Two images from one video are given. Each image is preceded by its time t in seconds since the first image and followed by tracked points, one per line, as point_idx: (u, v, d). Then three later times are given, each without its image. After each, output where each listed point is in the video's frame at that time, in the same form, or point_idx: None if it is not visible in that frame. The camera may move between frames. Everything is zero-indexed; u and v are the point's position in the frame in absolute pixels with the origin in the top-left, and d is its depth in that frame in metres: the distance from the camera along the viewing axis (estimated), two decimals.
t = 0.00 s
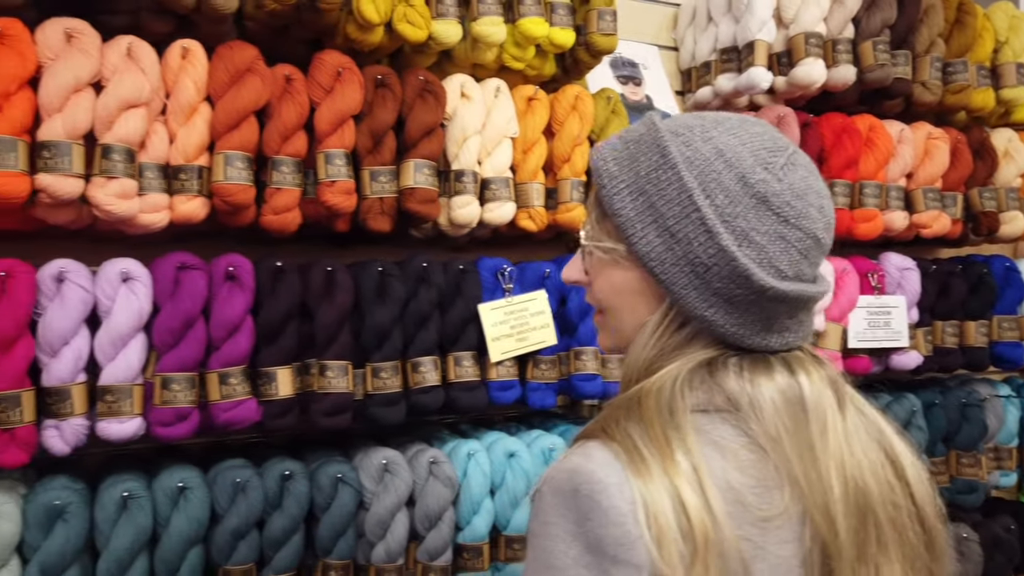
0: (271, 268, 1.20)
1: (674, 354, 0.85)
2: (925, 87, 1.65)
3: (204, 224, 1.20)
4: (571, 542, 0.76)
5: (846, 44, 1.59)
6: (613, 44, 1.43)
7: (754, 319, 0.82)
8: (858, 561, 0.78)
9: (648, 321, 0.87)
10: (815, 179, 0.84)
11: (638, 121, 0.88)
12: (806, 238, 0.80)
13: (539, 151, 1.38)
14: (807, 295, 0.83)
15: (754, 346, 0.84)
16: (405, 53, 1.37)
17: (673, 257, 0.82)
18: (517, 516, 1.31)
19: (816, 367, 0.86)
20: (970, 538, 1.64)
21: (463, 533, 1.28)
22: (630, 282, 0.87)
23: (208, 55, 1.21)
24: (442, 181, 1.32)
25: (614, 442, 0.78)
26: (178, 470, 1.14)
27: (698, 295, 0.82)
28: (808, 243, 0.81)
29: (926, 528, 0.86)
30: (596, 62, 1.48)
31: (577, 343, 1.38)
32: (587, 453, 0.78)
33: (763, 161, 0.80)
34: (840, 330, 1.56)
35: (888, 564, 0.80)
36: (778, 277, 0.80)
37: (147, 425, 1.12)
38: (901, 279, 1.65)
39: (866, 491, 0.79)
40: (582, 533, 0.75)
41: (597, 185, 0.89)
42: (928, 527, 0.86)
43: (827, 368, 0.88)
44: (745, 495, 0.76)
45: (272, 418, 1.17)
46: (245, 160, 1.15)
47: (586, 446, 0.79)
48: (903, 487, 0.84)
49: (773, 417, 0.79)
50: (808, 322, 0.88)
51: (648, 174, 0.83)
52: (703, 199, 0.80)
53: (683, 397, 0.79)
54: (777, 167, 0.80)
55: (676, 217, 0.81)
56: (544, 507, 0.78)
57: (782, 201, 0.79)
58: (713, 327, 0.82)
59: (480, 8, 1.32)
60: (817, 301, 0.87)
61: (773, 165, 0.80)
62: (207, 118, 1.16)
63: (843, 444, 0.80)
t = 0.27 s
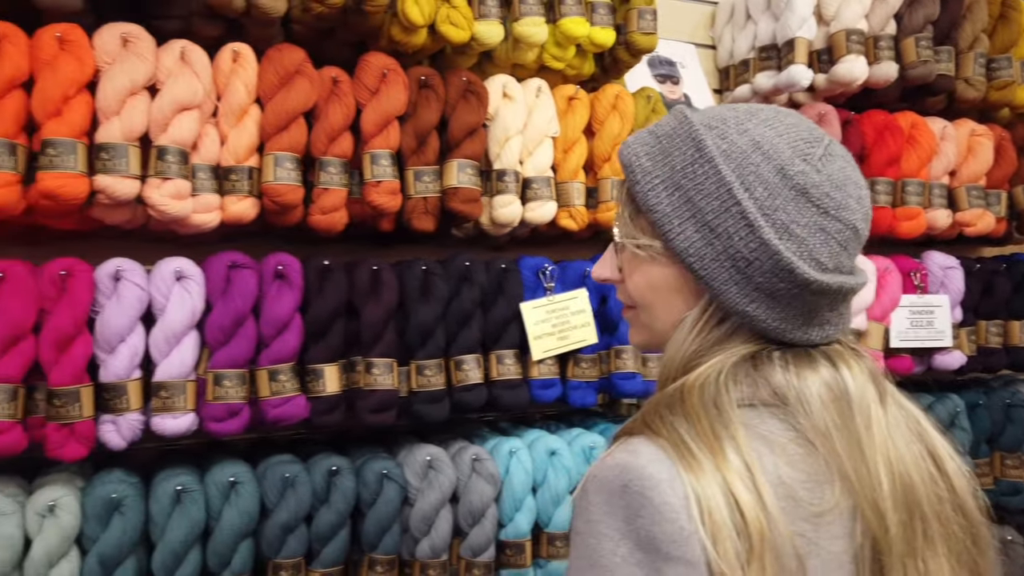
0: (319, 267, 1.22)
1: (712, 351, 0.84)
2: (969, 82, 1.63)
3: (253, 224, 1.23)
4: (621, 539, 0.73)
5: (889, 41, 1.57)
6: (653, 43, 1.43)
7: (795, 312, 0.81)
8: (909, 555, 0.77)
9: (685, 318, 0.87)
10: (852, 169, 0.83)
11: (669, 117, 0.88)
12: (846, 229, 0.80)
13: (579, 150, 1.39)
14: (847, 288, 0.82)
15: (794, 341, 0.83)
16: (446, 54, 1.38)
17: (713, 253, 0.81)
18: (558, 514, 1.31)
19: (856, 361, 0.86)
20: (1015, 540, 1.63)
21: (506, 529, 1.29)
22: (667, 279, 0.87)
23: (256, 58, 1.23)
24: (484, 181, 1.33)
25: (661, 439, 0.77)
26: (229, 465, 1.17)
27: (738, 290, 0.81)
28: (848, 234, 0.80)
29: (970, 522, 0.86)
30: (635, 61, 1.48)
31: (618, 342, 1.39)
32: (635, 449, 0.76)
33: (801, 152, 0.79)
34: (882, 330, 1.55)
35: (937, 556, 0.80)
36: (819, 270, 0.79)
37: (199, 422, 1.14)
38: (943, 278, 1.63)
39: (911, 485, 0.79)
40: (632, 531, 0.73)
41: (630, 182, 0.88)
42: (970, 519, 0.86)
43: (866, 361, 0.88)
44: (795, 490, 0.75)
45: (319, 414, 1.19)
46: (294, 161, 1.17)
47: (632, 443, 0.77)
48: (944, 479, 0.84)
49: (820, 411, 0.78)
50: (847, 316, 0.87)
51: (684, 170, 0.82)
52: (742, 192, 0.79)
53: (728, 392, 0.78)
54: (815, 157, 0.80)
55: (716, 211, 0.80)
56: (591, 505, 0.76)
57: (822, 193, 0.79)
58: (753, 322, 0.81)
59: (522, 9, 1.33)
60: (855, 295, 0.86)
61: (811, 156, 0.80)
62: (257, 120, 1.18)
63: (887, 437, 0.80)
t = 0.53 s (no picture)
0: (365, 266, 1.24)
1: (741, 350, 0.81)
2: (1015, 78, 1.63)
3: (301, 224, 1.25)
4: (649, 542, 0.69)
5: (932, 37, 1.55)
6: (694, 42, 1.43)
7: (828, 309, 0.77)
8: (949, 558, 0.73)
9: (714, 314, 0.84)
10: (886, 162, 0.80)
11: (697, 110, 0.85)
12: (881, 222, 0.76)
13: (620, 149, 1.40)
14: (882, 284, 0.79)
15: (827, 340, 0.80)
16: (488, 55, 1.39)
17: (742, 246, 0.77)
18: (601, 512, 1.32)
19: (892, 357, 0.82)
20: None
21: (548, 527, 1.30)
22: (694, 275, 0.84)
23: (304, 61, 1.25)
24: (526, 180, 1.34)
25: (690, 439, 0.73)
26: (278, 461, 1.19)
27: (769, 284, 0.77)
28: (883, 227, 0.77)
29: (1014, 523, 0.82)
30: (676, 60, 1.48)
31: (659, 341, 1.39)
32: (663, 448, 0.72)
33: (833, 142, 0.76)
34: (925, 330, 1.53)
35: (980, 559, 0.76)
36: (854, 265, 0.75)
37: (250, 418, 1.15)
38: (988, 278, 1.61)
39: (950, 484, 0.76)
40: (660, 533, 0.69)
41: (657, 176, 0.85)
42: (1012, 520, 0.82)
43: (901, 358, 0.84)
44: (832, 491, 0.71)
45: (366, 412, 1.21)
46: (341, 162, 1.19)
47: (660, 443, 0.74)
48: (985, 478, 0.81)
49: (856, 409, 0.75)
50: (882, 313, 0.83)
51: (712, 162, 0.79)
52: (773, 183, 0.75)
53: (760, 390, 0.75)
54: (848, 148, 0.77)
55: (744, 203, 0.77)
56: (618, 507, 0.73)
57: (856, 183, 0.75)
58: (785, 317, 0.78)
59: (564, 9, 1.33)
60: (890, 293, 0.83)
61: (844, 147, 0.76)
62: (305, 121, 1.20)
63: (926, 435, 0.76)
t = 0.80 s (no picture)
0: (408, 264, 1.25)
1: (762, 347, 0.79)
2: None
3: (345, 223, 1.27)
4: (664, 545, 0.69)
5: (976, 32, 1.54)
6: (734, 39, 1.43)
7: (851, 301, 0.75)
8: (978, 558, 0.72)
9: (733, 310, 0.82)
10: (911, 150, 0.78)
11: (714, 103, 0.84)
12: (905, 212, 0.74)
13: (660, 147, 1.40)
14: (908, 276, 0.77)
15: (851, 334, 0.78)
16: (528, 54, 1.40)
17: (761, 238, 0.75)
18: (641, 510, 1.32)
19: (922, 351, 0.79)
20: None
21: (589, 525, 1.30)
22: (712, 269, 0.81)
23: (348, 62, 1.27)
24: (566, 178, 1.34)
25: (707, 440, 0.72)
26: (324, 456, 1.20)
27: (790, 277, 0.75)
28: (908, 217, 0.75)
29: None
30: (715, 57, 1.47)
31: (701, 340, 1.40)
32: (679, 450, 0.71)
33: (855, 131, 0.75)
34: (969, 329, 1.51)
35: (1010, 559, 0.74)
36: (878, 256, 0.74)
37: (297, 413, 1.17)
38: None
39: (983, 484, 0.73)
40: (675, 537, 0.68)
41: (673, 169, 0.84)
42: None
43: (932, 353, 0.81)
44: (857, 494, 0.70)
45: (409, 408, 1.22)
46: (386, 161, 1.20)
47: (676, 444, 0.73)
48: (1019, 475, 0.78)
49: (882, 406, 0.73)
50: (909, 307, 0.81)
51: (729, 153, 0.78)
52: (793, 174, 0.74)
53: (781, 389, 0.74)
54: (870, 137, 0.75)
55: (763, 194, 0.75)
56: (635, 510, 0.72)
57: (879, 172, 0.74)
58: (807, 311, 0.76)
59: (605, 7, 1.33)
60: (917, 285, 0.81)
61: (866, 135, 0.75)
62: (350, 121, 1.21)
63: (957, 432, 0.74)
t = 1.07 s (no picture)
0: (447, 262, 1.26)
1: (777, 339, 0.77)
2: None
3: (384, 221, 1.28)
4: (678, 555, 0.68)
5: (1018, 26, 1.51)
6: (771, 35, 1.42)
7: (867, 289, 0.74)
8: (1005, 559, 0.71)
9: (747, 302, 0.79)
10: (928, 140, 0.77)
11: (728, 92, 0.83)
12: (923, 199, 0.73)
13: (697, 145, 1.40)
14: (926, 266, 0.75)
15: (867, 325, 0.76)
16: (564, 52, 1.40)
17: (775, 222, 0.74)
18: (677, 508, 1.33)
19: (945, 346, 0.77)
20: None
21: (626, 522, 1.31)
22: (726, 259, 0.79)
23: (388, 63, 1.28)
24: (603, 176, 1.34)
25: (721, 445, 0.70)
26: (364, 451, 1.22)
27: (804, 263, 0.74)
28: (926, 206, 0.74)
29: None
30: (752, 54, 1.47)
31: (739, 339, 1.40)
32: (692, 457, 0.70)
33: (872, 116, 0.74)
34: (1011, 328, 1.49)
35: None
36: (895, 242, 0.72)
37: (339, 409, 1.19)
38: None
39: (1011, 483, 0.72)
40: (689, 547, 0.67)
41: (686, 157, 0.83)
42: None
43: (956, 347, 0.79)
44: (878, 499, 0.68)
45: (447, 404, 1.23)
46: (425, 160, 1.21)
47: (689, 449, 0.72)
48: None
49: (905, 405, 0.71)
50: (928, 302, 0.79)
51: (743, 138, 0.77)
52: (808, 157, 0.73)
53: (798, 388, 0.72)
54: (887, 123, 0.74)
55: (778, 176, 0.74)
56: (650, 518, 0.71)
57: (897, 158, 0.73)
58: (822, 298, 0.74)
59: (643, 5, 1.33)
60: (935, 279, 0.79)
61: (884, 121, 0.74)
62: (391, 121, 1.23)
63: (984, 431, 0.72)
